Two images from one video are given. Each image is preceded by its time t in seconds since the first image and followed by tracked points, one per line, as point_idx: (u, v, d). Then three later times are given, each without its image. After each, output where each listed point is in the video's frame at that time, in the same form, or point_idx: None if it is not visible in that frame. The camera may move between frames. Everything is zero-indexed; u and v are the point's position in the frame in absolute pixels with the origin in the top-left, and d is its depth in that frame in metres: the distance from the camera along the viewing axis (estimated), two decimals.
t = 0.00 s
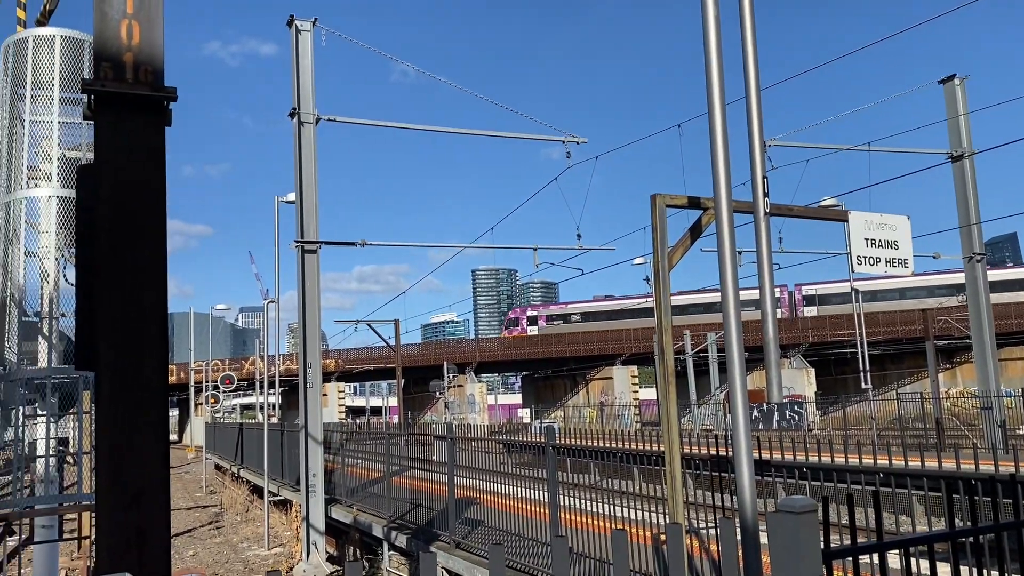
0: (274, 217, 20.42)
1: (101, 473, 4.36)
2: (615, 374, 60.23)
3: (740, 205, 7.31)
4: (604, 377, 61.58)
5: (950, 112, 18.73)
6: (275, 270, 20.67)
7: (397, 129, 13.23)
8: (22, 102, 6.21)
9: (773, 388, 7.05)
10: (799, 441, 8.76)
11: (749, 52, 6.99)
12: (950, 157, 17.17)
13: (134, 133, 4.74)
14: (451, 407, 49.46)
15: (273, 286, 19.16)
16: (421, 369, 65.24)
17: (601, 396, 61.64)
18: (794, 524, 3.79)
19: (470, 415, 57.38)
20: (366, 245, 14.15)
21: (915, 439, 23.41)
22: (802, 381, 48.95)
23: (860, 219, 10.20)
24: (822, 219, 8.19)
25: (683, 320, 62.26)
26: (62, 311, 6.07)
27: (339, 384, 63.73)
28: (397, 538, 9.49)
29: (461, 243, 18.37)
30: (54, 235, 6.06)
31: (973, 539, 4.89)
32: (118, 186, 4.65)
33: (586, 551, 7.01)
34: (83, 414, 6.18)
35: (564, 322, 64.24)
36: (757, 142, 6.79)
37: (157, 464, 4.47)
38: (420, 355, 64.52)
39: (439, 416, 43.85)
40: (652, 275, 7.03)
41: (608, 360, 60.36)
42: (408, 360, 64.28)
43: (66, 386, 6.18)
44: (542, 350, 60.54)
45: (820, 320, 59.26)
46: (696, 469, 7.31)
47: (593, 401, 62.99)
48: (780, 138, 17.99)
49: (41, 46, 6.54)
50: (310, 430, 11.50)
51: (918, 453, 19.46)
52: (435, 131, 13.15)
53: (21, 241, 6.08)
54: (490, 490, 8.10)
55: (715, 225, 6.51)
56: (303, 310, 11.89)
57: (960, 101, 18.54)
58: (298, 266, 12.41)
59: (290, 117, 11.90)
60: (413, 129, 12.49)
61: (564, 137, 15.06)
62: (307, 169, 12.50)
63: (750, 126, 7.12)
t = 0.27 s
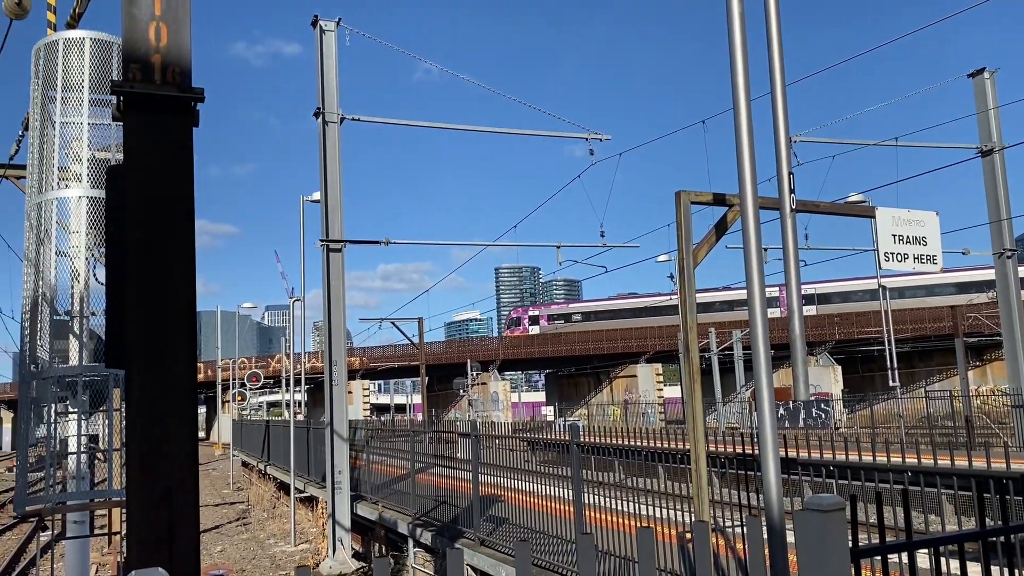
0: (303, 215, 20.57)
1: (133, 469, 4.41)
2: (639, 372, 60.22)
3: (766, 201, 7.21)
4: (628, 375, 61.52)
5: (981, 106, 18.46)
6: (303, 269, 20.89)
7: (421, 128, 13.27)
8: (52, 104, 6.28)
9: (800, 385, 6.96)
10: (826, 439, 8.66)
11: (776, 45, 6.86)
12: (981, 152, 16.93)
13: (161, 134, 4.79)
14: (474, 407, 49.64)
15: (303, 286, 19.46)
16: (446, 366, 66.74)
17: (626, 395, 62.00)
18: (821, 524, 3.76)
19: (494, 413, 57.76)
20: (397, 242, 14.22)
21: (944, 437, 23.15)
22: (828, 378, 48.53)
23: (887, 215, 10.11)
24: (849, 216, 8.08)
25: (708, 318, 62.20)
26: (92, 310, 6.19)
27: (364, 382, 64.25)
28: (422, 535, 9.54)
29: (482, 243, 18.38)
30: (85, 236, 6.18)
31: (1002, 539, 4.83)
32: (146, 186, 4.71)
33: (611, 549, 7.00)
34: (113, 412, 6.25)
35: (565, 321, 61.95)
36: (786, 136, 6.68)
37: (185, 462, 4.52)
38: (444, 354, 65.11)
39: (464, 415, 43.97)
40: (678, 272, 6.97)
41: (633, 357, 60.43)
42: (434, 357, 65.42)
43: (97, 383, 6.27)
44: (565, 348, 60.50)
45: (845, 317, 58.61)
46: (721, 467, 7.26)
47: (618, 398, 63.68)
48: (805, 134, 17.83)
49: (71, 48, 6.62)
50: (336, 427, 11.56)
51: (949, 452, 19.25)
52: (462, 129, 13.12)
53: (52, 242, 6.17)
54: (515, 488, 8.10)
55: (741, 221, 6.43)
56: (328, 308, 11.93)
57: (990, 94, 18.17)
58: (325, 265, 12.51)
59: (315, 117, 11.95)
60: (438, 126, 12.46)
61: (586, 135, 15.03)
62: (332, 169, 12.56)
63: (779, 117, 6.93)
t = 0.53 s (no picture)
0: (326, 212, 20.60)
1: (162, 467, 4.45)
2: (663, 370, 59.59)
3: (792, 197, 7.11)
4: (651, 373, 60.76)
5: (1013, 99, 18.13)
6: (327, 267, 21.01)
7: (444, 126, 13.25)
8: (82, 106, 6.35)
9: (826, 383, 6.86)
10: (852, 438, 8.54)
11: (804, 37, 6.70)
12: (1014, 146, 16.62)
13: (187, 134, 4.84)
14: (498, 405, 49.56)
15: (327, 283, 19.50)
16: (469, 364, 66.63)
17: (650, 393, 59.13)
18: (848, 523, 3.70)
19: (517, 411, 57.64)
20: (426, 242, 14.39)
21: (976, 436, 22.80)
22: (855, 377, 47.96)
23: (914, 211, 9.89)
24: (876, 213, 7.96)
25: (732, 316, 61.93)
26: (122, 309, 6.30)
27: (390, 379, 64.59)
28: (446, 532, 9.55)
29: (504, 242, 18.23)
30: (113, 236, 6.26)
31: None
32: (172, 187, 4.76)
33: (637, 548, 6.98)
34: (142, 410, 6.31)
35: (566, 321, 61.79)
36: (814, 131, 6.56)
37: (211, 462, 4.56)
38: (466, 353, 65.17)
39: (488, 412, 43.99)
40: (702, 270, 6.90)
41: (656, 356, 60.10)
42: (457, 356, 65.42)
43: (126, 381, 6.34)
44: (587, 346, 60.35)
45: (873, 315, 57.82)
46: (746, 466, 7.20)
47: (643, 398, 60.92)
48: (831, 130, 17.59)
49: (100, 50, 6.69)
50: (360, 425, 11.57)
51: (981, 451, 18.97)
52: (487, 128, 13.01)
53: (82, 242, 6.25)
54: (539, 486, 8.10)
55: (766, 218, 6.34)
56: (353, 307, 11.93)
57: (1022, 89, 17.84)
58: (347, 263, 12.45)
59: (338, 117, 11.96)
60: (461, 125, 12.39)
61: (606, 134, 14.90)
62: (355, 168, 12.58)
63: (806, 110, 6.75)
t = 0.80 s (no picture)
0: (349, 211, 20.40)
1: (191, 464, 4.50)
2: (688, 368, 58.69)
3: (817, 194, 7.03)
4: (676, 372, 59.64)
5: None
6: (350, 266, 20.45)
7: (467, 125, 13.22)
8: (110, 108, 6.42)
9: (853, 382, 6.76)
10: (879, 437, 8.43)
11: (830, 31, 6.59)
12: None
13: (214, 135, 4.88)
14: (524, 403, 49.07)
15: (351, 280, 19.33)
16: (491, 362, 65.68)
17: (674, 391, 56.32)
18: (877, 522, 3.65)
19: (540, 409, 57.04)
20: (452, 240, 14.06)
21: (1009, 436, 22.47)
22: (882, 374, 47.44)
23: (942, 207, 9.76)
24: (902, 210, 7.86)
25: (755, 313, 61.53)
26: (150, 308, 6.38)
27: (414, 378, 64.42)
28: (470, 530, 9.56)
29: (526, 239, 17.70)
30: (142, 236, 6.34)
31: None
32: (199, 187, 4.80)
33: (661, 547, 6.98)
34: (170, 407, 6.37)
35: (567, 321, 63.36)
36: (840, 126, 6.45)
37: (238, 460, 4.58)
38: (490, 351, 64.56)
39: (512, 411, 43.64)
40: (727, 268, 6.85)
41: (681, 354, 59.72)
42: (479, 354, 64.47)
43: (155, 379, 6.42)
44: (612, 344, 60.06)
45: (900, 313, 57.12)
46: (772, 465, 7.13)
47: (666, 395, 58.33)
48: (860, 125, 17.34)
49: (127, 52, 6.75)
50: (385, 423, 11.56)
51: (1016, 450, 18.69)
52: (511, 126, 12.90)
53: (111, 242, 6.33)
54: (563, 484, 8.10)
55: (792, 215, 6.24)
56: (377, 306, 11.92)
57: None
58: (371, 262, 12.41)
59: (362, 116, 11.95)
60: (485, 123, 12.33)
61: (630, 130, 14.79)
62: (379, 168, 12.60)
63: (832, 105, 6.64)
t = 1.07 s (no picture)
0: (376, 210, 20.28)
1: (219, 462, 4.54)
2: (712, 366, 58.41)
3: (845, 191, 6.93)
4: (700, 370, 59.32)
5: None
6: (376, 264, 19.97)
7: (490, 124, 13.16)
8: (140, 109, 6.52)
9: (882, 380, 6.64)
10: (907, 435, 8.31)
11: (857, 26, 6.48)
12: None
13: (241, 135, 4.91)
14: (550, 401, 48.70)
15: (376, 278, 19.11)
16: (515, 361, 64.63)
17: (699, 389, 58.82)
18: (910, 522, 3.55)
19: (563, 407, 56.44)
20: (480, 238, 13.71)
21: None
22: (910, 373, 46.84)
23: (974, 203, 9.62)
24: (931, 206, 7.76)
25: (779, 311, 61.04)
26: (179, 307, 6.43)
27: (438, 377, 64.18)
28: (495, 528, 9.58)
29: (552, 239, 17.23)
30: (170, 236, 6.41)
31: None
32: (227, 187, 4.83)
33: (688, 546, 6.96)
34: (199, 405, 6.41)
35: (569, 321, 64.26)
36: (868, 122, 6.35)
37: (266, 456, 4.62)
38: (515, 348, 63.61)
39: (537, 410, 43.41)
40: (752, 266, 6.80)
41: (705, 352, 59.36)
42: (502, 353, 63.45)
43: (183, 377, 6.46)
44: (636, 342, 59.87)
45: (928, 311, 56.35)
46: (799, 464, 7.05)
47: (691, 393, 60.46)
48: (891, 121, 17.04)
49: (156, 55, 6.88)
50: (409, 422, 11.50)
51: None
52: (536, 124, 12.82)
53: (140, 242, 6.41)
54: (588, 483, 8.10)
55: (819, 214, 6.14)
56: (401, 305, 11.90)
57: None
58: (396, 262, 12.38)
59: (386, 116, 11.95)
60: (510, 122, 12.26)
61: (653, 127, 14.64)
62: (402, 168, 12.59)
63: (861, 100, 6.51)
